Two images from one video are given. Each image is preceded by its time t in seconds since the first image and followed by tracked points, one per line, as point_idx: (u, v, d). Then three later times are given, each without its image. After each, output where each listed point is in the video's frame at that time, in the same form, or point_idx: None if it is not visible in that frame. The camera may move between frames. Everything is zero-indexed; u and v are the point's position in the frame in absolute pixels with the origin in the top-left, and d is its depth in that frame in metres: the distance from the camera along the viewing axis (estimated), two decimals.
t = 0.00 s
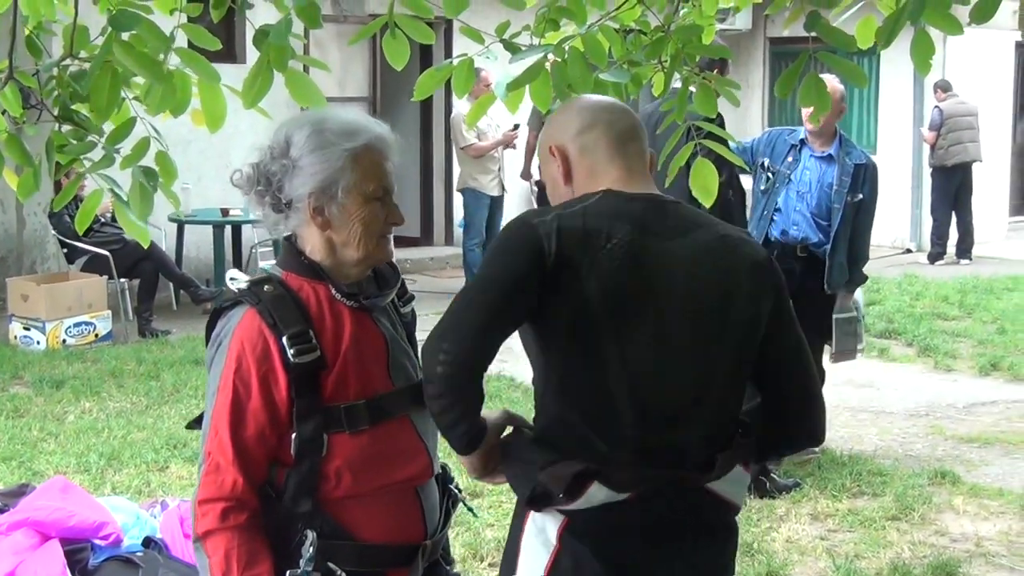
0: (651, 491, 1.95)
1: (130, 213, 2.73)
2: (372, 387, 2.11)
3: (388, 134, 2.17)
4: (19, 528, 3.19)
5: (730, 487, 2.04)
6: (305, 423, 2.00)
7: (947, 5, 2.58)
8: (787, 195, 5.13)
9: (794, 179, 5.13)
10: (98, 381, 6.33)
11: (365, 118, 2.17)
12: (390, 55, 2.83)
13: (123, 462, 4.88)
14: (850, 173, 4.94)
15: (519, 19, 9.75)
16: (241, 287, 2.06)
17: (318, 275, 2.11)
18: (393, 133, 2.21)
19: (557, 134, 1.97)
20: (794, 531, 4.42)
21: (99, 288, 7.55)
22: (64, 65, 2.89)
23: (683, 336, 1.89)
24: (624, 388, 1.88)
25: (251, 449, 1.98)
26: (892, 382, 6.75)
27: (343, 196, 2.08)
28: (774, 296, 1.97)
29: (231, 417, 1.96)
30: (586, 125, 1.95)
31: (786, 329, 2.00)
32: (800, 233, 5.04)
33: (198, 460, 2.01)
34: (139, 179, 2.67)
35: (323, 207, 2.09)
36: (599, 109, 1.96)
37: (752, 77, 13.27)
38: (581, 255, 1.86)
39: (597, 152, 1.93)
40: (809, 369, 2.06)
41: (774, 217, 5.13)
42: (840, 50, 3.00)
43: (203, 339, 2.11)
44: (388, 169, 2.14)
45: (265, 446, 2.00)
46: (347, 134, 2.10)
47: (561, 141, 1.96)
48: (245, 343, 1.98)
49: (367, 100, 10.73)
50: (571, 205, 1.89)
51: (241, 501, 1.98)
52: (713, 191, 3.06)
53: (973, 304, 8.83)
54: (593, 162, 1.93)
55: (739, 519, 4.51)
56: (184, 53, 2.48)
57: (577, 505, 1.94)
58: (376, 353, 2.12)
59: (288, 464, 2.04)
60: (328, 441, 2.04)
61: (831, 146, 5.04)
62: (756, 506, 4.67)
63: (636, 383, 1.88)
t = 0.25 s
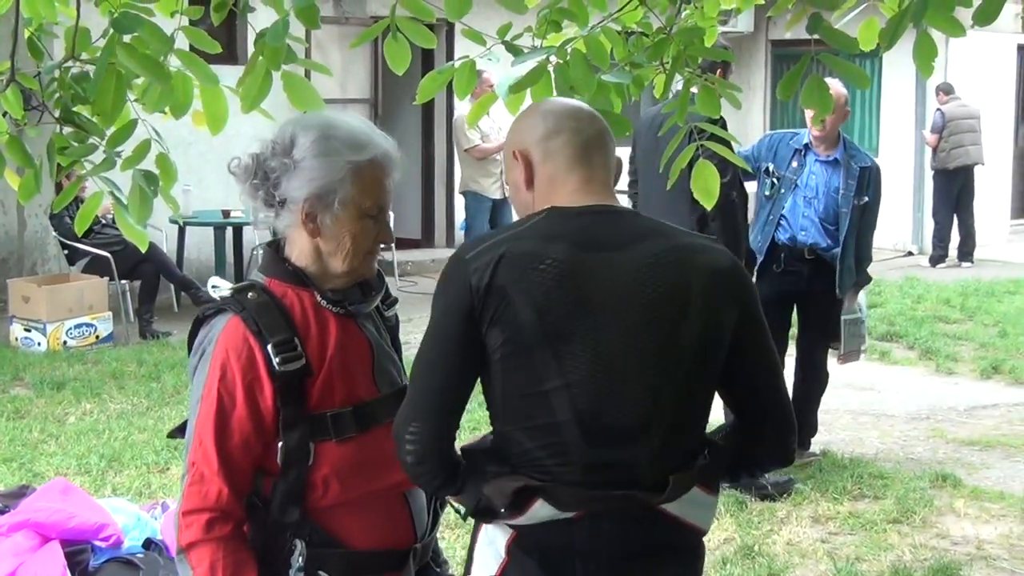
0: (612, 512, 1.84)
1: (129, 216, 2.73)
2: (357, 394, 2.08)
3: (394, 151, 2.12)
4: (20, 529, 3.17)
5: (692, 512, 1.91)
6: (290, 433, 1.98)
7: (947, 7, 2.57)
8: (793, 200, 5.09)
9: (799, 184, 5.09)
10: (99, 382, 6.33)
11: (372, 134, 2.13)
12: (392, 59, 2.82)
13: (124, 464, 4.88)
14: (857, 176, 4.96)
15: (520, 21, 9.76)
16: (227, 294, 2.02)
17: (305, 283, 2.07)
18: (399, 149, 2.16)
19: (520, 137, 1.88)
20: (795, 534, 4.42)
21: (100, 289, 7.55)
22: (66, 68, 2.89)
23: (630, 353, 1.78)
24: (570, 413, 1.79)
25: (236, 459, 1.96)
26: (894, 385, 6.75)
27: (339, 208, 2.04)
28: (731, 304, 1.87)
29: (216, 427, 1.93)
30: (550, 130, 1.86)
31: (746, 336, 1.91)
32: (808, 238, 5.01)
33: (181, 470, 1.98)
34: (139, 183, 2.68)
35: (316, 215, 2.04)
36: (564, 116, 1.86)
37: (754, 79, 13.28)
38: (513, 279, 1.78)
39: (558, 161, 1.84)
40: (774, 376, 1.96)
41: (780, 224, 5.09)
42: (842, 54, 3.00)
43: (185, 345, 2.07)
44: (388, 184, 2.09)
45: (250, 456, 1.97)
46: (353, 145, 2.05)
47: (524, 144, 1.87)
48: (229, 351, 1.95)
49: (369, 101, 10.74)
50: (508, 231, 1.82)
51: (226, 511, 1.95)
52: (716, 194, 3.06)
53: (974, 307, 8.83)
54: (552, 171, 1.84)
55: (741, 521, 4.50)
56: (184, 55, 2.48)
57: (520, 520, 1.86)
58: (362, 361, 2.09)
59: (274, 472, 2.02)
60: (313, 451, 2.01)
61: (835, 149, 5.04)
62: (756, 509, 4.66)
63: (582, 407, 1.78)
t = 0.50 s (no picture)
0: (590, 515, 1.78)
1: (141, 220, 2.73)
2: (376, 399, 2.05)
3: (406, 150, 2.10)
4: (33, 530, 3.18)
5: (676, 517, 1.84)
6: (308, 437, 1.96)
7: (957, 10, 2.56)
8: (808, 206, 5.02)
9: (815, 190, 5.03)
10: (111, 384, 6.34)
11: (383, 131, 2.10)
12: (404, 56, 2.83)
13: (135, 466, 4.89)
14: (871, 180, 4.97)
15: (531, 24, 9.76)
16: (244, 298, 2.01)
17: (321, 286, 2.06)
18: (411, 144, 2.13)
19: (517, 126, 1.82)
20: (807, 536, 4.40)
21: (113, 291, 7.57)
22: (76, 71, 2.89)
23: (607, 351, 1.74)
24: (543, 414, 1.74)
25: (253, 464, 1.94)
26: (904, 387, 6.73)
27: (350, 208, 2.02)
28: (717, 305, 1.82)
29: (234, 431, 1.92)
30: (549, 123, 1.81)
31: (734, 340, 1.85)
32: (827, 243, 4.98)
33: (198, 475, 1.96)
34: (151, 186, 2.68)
35: (328, 216, 2.02)
36: (564, 109, 1.82)
37: (765, 81, 13.28)
38: (487, 276, 1.74)
39: (554, 158, 1.80)
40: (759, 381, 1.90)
41: (795, 230, 5.04)
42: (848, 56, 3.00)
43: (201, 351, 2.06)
44: (398, 183, 2.07)
45: (267, 461, 1.95)
46: (364, 145, 2.03)
47: (522, 134, 1.81)
48: (248, 355, 1.94)
49: (380, 103, 10.75)
50: (489, 230, 1.79)
51: (243, 516, 1.94)
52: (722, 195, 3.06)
53: (985, 309, 8.81)
54: (550, 166, 1.80)
55: (753, 524, 4.49)
56: (196, 58, 2.48)
57: (494, 520, 1.82)
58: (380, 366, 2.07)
59: (292, 477, 2.00)
60: (331, 455, 1.99)
61: (847, 154, 5.02)
62: (768, 511, 4.65)
63: (557, 407, 1.74)
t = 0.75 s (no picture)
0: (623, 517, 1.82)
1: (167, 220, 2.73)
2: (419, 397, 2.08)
3: (432, 140, 2.13)
4: (55, 530, 3.19)
5: (709, 517, 1.88)
6: (351, 433, 1.99)
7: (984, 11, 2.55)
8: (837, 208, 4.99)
9: (842, 192, 5.00)
10: (134, 384, 6.36)
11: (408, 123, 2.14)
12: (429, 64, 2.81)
13: (158, 465, 4.90)
14: (896, 180, 4.99)
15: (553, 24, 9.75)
16: (289, 295, 2.04)
17: (364, 282, 2.09)
18: (437, 136, 2.18)
19: (558, 122, 1.83)
20: (829, 537, 4.40)
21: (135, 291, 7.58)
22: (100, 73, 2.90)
23: (652, 361, 1.76)
24: (585, 421, 1.78)
25: (297, 459, 1.96)
26: (927, 388, 6.71)
27: (374, 198, 2.06)
28: (757, 314, 1.83)
29: (279, 424, 1.94)
30: (591, 120, 1.83)
31: (770, 349, 1.87)
32: (857, 245, 4.95)
33: (241, 469, 1.98)
34: (175, 186, 2.68)
35: (355, 208, 2.06)
36: (605, 105, 1.84)
37: (787, 82, 13.25)
38: (537, 283, 1.76)
39: (597, 155, 1.82)
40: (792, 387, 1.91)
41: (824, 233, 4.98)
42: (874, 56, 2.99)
43: (242, 348, 2.08)
44: (428, 173, 2.10)
45: (310, 457, 1.97)
46: (384, 135, 2.07)
47: (562, 130, 1.83)
48: (294, 350, 1.96)
49: (402, 104, 10.76)
50: (536, 231, 1.80)
51: (286, 511, 1.96)
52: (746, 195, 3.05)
53: (1008, 310, 8.78)
54: (592, 162, 1.81)
55: (775, 525, 4.48)
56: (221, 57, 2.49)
57: (533, 526, 1.88)
58: (422, 362, 2.09)
59: (333, 473, 2.02)
60: (373, 452, 2.02)
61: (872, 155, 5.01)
62: (790, 513, 4.64)
63: (601, 415, 1.77)
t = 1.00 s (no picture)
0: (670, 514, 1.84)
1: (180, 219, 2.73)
2: (456, 390, 2.09)
3: (463, 133, 2.17)
4: (70, 528, 3.19)
5: (753, 518, 1.89)
6: (387, 425, 2.01)
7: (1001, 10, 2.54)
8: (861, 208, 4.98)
9: (864, 191, 4.98)
10: (148, 383, 6.37)
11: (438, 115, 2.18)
12: (439, 59, 2.84)
13: (173, 463, 4.91)
14: (914, 175, 5.02)
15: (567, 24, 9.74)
16: (335, 283, 2.06)
17: (405, 274, 2.10)
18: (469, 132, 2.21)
19: (613, 118, 1.88)
20: (844, 537, 4.39)
21: (149, 290, 7.59)
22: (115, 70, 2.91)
23: (701, 362, 1.79)
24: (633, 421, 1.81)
25: (335, 446, 1.98)
26: (943, 388, 6.70)
27: (411, 189, 2.09)
28: (806, 314, 1.86)
29: (319, 411, 1.96)
30: (645, 115, 1.87)
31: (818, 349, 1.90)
32: (882, 245, 4.93)
33: (279, 453, 2.01)
34: (187, 185, 2.67)
35: (393, 202, 2.10)
36: (661, 102, 1.88)
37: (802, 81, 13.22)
38: (589, 282, 1.78)
39: (651, 150, 1.85)
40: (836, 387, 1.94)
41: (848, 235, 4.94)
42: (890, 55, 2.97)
43: (285, 334, 2.11)
44: (463, 164, 2.13)
45: (348, 444, 2.00)
46: (416, 126, 2.11)
47: (617, 125, 1.87)
48: (337, 337, 1.98)
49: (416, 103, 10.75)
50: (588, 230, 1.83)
51: (321, 497, 1.98)
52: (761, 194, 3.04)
53: None
54: (646, 156, 1.85)
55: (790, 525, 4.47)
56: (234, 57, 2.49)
57: (576, 522, 1.90)
58: (459, 355, 2.11)
59: (368, 465, 2.04)
60: (408, 444, 2.04)
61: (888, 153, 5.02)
62: (805, 513, 4.63)
63: (649, 415, 1.80)
